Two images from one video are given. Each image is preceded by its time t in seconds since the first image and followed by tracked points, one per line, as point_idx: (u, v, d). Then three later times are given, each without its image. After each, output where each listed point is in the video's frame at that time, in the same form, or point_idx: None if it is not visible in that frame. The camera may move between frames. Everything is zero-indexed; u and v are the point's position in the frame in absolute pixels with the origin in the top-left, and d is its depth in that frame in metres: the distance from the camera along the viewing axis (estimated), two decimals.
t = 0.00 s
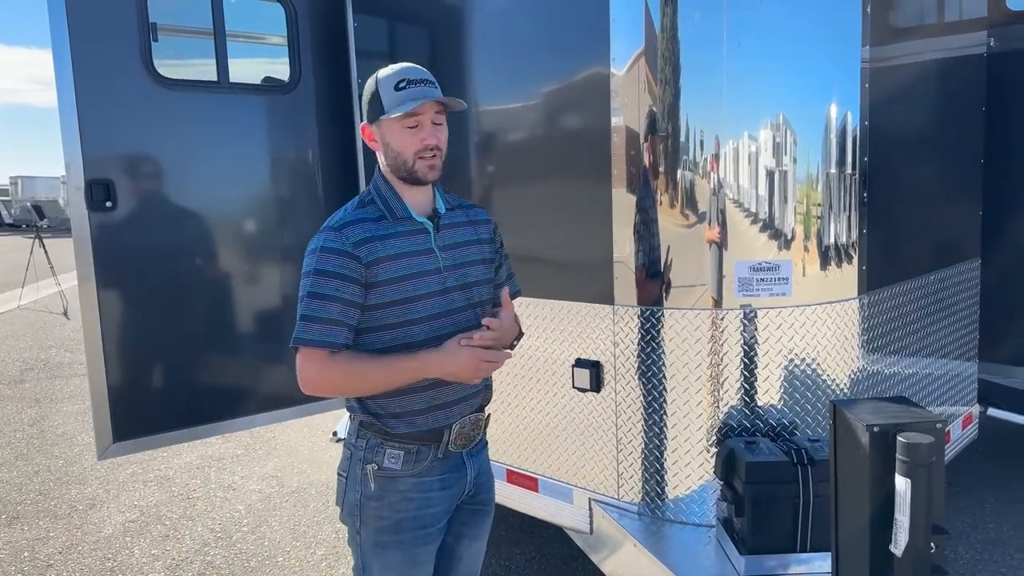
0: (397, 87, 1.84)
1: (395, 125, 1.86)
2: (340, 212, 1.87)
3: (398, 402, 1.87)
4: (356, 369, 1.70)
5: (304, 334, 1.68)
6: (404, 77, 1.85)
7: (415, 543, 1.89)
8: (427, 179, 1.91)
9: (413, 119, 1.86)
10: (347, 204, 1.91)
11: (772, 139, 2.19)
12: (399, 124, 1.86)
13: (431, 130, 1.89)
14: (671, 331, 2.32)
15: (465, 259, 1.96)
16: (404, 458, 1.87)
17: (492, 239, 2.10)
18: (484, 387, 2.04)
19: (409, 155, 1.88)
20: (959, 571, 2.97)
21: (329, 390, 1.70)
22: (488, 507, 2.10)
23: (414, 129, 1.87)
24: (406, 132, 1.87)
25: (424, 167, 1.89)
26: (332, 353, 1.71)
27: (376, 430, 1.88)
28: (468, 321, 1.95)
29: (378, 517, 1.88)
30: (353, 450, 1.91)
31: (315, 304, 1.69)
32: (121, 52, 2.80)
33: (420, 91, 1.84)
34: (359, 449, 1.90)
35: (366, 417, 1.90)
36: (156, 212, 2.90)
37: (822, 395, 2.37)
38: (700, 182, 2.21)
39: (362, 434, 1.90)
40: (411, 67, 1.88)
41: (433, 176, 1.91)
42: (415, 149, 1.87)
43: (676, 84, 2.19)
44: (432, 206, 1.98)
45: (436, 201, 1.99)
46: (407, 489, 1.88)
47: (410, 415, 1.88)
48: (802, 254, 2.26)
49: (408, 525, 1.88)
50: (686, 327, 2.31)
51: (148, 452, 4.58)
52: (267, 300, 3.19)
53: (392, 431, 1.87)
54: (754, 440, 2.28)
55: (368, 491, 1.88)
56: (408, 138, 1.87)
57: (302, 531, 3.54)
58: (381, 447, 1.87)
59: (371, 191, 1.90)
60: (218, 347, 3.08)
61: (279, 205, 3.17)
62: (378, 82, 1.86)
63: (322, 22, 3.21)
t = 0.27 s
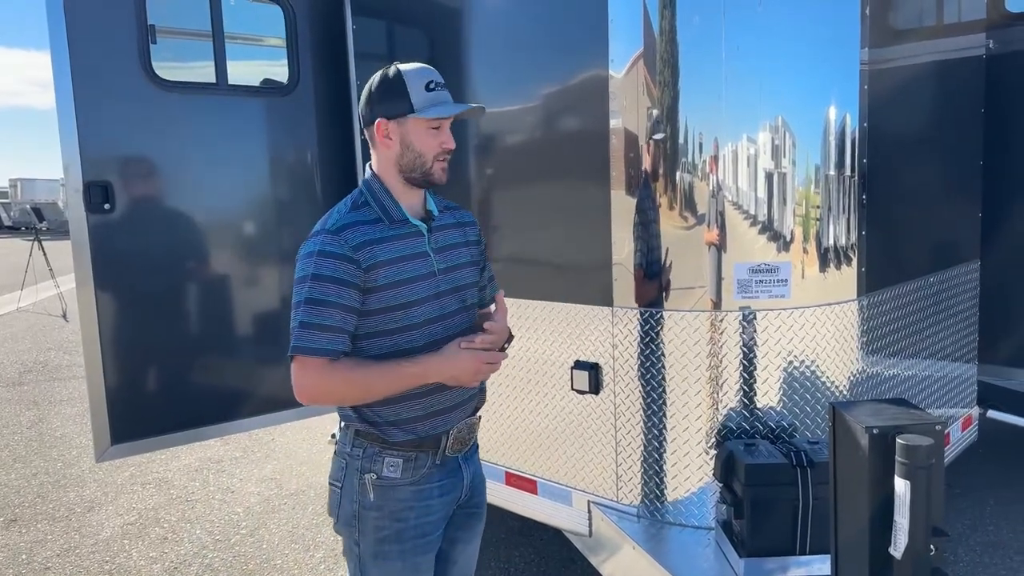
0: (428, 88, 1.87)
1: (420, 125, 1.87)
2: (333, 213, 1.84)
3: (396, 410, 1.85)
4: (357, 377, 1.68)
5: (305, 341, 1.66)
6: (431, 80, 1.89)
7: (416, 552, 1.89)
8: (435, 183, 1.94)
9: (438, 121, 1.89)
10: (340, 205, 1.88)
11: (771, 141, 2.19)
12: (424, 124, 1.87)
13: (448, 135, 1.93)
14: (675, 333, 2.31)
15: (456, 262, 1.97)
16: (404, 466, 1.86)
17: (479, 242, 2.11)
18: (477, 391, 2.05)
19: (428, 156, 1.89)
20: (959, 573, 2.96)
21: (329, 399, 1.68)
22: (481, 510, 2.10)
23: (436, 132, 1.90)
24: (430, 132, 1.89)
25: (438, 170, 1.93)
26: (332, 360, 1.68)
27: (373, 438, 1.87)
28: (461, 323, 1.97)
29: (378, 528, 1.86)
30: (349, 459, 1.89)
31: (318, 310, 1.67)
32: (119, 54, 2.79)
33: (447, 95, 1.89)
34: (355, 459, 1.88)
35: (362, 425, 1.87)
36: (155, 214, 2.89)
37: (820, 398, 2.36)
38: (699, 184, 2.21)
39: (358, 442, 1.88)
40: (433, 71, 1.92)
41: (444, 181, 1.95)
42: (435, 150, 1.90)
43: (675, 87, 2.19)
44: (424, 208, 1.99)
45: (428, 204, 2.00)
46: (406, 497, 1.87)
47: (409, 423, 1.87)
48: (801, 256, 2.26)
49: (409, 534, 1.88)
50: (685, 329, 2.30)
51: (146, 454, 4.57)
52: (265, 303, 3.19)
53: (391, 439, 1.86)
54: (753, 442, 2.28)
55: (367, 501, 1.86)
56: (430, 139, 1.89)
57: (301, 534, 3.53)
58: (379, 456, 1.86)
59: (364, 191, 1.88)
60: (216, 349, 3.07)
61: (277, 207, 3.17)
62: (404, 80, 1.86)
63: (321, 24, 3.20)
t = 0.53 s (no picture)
0: (436, 88, 1.88)
1: (427, 125, 1.88)
2: (335, 213, 1.81)
3: (395, 416, 1.84)
4: (372, 383, 1.67)
5: (316, 346, 1.64)
6: (438, 80, 1.90)
7: (417, 558, 1.89)
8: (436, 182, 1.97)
9: (444, 122, 1.91)
10: (340, 204, 1.86)
11: (770, 143, 2.18)
12: (431, 124, 1.89)
13: (451, 136, 1.96)
14: (675, 334, 2.31)
15: (450, 265, 1.98)
16: (404, 472, 1.85)
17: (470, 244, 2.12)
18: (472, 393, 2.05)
19: (434, 157, 1.91)
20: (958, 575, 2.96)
21: (344, 405, 1.67)
22: (472, 512, 2.10)
23: (442, 133, 1.92)
24: (436, 133, 1.90)
25: (441, 171, 1.96)
26: (344, 366, 1.66)
27: (373, 446, 1.85)
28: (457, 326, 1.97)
29: (379, 536, 1.85)
30: (346, 468, 1.87)
31: (331, 315, 1.65)
32: (118, 56, 2.79)
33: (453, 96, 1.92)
34: (353, 467, 1.86)
35: (361, 433, 1.85)
36: (153, 216, 2.89)
37: (819, 400, 2.36)
38: (697, 186, 2.21)
39: (356, 451, 1.86)
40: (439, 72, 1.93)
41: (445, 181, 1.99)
42: (440, 151, 1.92)
43: (673, 88, 2.19)
44: (419, 210, 1.99)
45: (423, 205, 2.01)
46: (407, 503, 1.87)
47: (409, 429, 1.86)
48: (800, 258, 2.25)
49: (410, 540, 1.88)
50: (684, 331, 2.30)
51: (145, 457, 4.56)
52: (265, 305, 3.18)
53: (391, 445, 1.85)
54: (752, 444, 2.28)
55: (367, 510, 1.85)
56: (436, 140, 1.91)
57: (300, 536, 3.52)
58: (379, 463, 1.84)
59: (364, 192, 1.86)
60: (215, 351, 3.07)
61: (276, 209, 3.16)
62: (413, 80, 1.86)
63: (320, 26, 3.20)
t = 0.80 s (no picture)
0: (433, 86, 1.88)
1: (425, 124, 1.88)
2: (336, 211, 1.80)
3: (393, 418, 1.83)
4: (376, 385, 1.67)
5: (319, 346, 1.62)
6: (435, 78, 1.90)
7: (416, 561, 1.88)
8: (435, 181, 1.97)
9: (442, 121, 1.90)
10: (340, 203, 1.85)
11: (770, 143, 2.18)
12: (430, 123, 1.88)
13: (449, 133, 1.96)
14: (674, 335, 2.30)
15: (446, 266, 1.98)
16: (402, 475, 1.85)
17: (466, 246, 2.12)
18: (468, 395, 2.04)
19: (434, 155, 1.92)
20: None
21: (346, 407, 1.66)
22: (467, 514, 2.10)
23: (441, 131, 1.92)
24: (434, 131, 1.90)
25: (440, 169, 1.96)
26: (347, 368, 1.65)
27: (370, 449, 1.84)
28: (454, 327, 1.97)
29: (377, 540, 1.84)
30: (343, 472, 1.86)
31: (336, 314, 1.64)
32: (116, 56, 2.79)
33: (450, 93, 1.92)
34: (350, 471, 1.85)
35: (358, 436, 1.84)
36: (152, 217, 2.88)
37: (819, 400, 2.35)
38: (697, 186, 2.20)
39: (353, 454, 1.85)
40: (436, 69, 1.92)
41: (444, 178, 1.99)
42: (438, 149, 1.92)
43: (672, 89, 2.19)
44: (415, 210, 1.99)
45: (419, 205, 2.01)
46: (405, 507, 1.86)
47: (407, 432, 1.85)
48: (799, 258, 2.25)
49: (408, 544, 1.87)
50: (684, 331, 2.29)
51: (143, 457, 4.55)
52: (264, 305, 3.18)
53: (389, 448, 1.84)
54: (752, 445, 2.27)
55: (365, 514, 1.84)
56: (434, 139, 1.91)
57: (299, 537, 3.52)
58: (377, 467, 1.84)
59: (363, 190, 1.85)
60: (215, 352, 3.06)
61: (275, 209, 3.16)
62: (410, 79, 1.85)
63: (319, 26, 3.20)
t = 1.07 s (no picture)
0: (405, 81, 1.84)
1: (401, 120, 1.85)
2: (325, 211, 1.81)
3: (387, 418, 1.83)
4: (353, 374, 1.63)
5: (301, 344, 1.62)
6: (409, 71, 1.86)
7: (408, 564, 1.88)
8: (427, 175, 1.93)
9: (420, 115, 1.87)
10: (331, 203, 1.85)
11: (769, 143, 2.17)
12: (406, 119, 1.86)
13: (434, 127, 1.91)
14: (674, 335, 2.30)
15: (444, 266, 1.97)
16: (395, 476, 1.84)
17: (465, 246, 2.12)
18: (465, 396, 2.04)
19: (416, 150, 1.88)
20: None
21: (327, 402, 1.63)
22: (467, 517, 2.09)
23: (421, 125, 1.88)
24: (414, 126, 1.87)
25: (428, 164, 1.92)
26: (329, 365, 1.63)
27: (363, 449, 1.84)
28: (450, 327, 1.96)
29: (369, 541, 1.84)
30: (337, 471, 1.86)
31: (317, 310, 1.63)
32: (115, 55, 2.78)
33: (428, 85, 1.87)
34: (344, 471, 1.86)
35: (351, 435, 1.84)
36: (151, 217, 2.88)
37: (819, 401, 2.34)
38: (696, 186, 2.20)
39: (347, 454, 1.85)
40: (414, 63, 1.89)
41: (437, 173, 1.94)
42: (421, 144, 1.88)
43: (672, 89, 2.18)
44: (412, 210, 1.99)
45: (417, 205, 2.01)
46: (398, 508, 1.86)
47: (400, 431, 1.84)
48: (799, 258, 2.24)
49: (401, 546, 1.86)
50: (683, 331, 2.29)
51: (143, 458, 4.55)
52: (264, 306, 3.18)
53: (381, 449, 1.83)
54: (751, 445, 2.26)
55: (357, 514, 1.84)
56: (414, 134, 1.87)
57: (298, 537, 3.51)
58: (369, 467, 1.83)
59: (356, 190, 1.86)
60: (214, 352, 3.06)
61: (275, 209, 3.15)
62: (381, 77, 1.84)
63: (318, 26, 3.19)
